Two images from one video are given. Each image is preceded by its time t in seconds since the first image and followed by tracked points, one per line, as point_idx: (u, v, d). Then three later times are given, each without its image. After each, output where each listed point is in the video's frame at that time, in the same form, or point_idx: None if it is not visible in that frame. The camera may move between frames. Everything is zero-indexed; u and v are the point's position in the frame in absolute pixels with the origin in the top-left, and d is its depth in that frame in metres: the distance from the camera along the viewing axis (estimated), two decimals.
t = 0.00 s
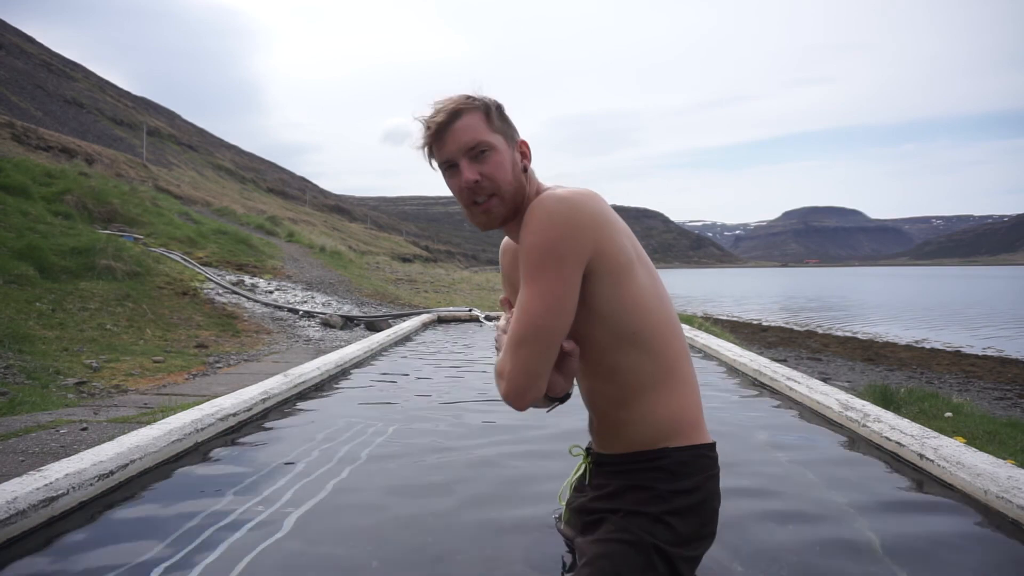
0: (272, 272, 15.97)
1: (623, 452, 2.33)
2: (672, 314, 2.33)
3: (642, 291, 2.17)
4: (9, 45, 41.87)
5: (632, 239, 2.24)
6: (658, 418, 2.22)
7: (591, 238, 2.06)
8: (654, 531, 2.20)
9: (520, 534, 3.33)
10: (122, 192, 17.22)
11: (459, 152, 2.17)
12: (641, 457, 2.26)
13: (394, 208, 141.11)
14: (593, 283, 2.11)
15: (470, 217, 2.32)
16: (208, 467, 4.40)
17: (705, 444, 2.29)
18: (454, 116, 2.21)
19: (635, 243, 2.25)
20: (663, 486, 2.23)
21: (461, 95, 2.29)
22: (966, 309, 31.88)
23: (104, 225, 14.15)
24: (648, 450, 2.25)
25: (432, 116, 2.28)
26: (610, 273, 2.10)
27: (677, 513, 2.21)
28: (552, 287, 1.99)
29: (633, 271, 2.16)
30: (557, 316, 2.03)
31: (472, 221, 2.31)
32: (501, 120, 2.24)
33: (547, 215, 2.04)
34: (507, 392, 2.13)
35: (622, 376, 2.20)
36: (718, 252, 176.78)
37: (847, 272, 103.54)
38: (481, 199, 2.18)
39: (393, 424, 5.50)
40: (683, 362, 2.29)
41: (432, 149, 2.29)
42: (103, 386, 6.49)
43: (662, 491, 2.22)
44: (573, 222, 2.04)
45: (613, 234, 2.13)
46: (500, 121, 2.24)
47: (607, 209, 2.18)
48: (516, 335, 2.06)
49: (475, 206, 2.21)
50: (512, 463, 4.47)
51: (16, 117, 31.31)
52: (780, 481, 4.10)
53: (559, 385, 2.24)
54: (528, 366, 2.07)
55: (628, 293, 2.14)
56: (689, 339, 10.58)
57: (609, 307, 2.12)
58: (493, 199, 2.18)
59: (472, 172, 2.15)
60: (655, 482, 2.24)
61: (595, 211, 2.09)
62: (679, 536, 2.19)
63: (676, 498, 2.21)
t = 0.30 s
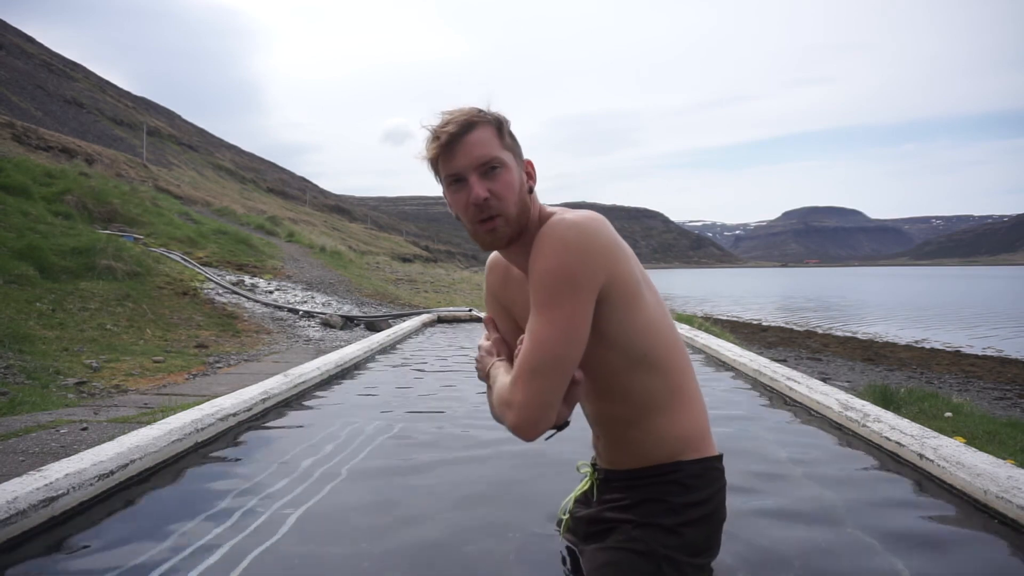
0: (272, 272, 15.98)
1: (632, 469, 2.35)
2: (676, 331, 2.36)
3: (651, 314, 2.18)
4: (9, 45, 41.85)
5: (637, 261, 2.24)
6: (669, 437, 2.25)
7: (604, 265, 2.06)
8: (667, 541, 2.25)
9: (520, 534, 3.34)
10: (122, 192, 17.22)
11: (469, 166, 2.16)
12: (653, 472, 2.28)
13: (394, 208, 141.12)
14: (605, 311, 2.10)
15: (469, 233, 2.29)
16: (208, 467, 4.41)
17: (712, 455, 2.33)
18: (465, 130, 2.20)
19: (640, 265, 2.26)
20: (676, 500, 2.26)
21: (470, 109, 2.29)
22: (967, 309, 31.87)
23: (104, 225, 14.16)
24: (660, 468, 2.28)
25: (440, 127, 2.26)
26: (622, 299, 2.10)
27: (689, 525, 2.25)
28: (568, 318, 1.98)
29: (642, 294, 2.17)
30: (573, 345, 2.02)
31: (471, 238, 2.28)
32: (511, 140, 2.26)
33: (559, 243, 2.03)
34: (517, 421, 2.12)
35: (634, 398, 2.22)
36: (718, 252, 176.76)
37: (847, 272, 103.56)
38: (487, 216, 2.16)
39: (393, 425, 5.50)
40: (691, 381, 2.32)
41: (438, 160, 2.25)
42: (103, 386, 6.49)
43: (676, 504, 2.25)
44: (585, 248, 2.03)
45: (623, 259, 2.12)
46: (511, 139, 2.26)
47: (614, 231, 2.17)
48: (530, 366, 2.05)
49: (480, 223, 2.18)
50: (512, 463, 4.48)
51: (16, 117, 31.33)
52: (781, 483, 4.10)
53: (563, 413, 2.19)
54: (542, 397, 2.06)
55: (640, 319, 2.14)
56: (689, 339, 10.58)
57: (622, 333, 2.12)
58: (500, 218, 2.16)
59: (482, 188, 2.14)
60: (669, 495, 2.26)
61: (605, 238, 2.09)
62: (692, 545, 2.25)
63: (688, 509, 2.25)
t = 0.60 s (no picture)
0: (272, 272, 15.98)
1: (639, 483, 2.35)
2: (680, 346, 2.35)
3: (655, 332, 2.18)
4: (9, 45, 41.86)
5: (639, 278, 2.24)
6: (674, 454, 2.25)
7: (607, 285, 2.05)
8: (675, 552, 2.24)
9: (521, 534, 3.34)
10: (122, 192, 17.22)
11: (472, 181, 2.15)
12: (660, 484, 2.28)
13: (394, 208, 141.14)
14: (609, 330, 2.10)
15: (468, 247, 2.29)
16: (208, 467, 4.40)
17: (718, 468, 2.32)
18: (471, 143, 2.19)
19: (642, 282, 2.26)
20: (685, 512, 2.25)
21: (476, 123, 2.28)
22: (967, 309, 31.87)
23: (104, 225, 14.16)
24: (667, 482, 2.28)
25: (444, 139, 2.25)
26: (626, 318, 2.10)
27: (697, 537, 2.24)
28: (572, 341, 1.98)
29: (646, 313, 2.16)
30: (577, 367, 2.02)
31: (471, 252, 2.28)
32: (516, 156, 2.26)
33: (563, 263, 2.02)
34: (521, 444, 2.12)
35: (638, 415, 2.22)
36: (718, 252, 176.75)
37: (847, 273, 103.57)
38: (489, 232, 2.16)
39: (392, 425, 5.50)
40: (695, 396, 2.32)
41: (441, 173, 2.25)
42: (103, 386, 6.49)
43: (684, 516, 2.24)
44: (589, 268, 2.02)
45: (626, 278, 2.12)
46: (515, 156, 2.25)
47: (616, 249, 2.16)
48: (535, 389, 2.05)
49: (481, 239, 2.18)
50: (512, 464, 4.48)
51: (16, 117, 31.34)
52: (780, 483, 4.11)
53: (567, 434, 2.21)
54: (547, 420, 2.06)
55: (643, 338, 2.14)
56: (689, 339, 10.59)
57: (626, 352, 2.12)
58: (502, 233, 2.16)
59: (484, 204, 2.14)
60: (677, 506, 2.25)
61: (608, 257, 2.08)
62: (700, 557, 2.24)
63: (697, 521, 2.25)
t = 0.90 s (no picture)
0: (272, 272, 15.99)
1: (639, 495, 2.34)
2: (679, 357, 2.34)
3: (652, 345, 2.17)
4: (9, 45, 41.85)
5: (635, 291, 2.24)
6: (674, 465, 2.24)
7: (601, 298, 2.04)
8: (675, 564, 2.24)
9: (521, 534, 3.34)
10: (122, 192, 17.23)
11: (465, 196, 2.15)
12: (662, 496, 2.27)
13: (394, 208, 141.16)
14: (605, 344, 2.09)
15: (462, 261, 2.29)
16: (208, 467, 4.40)
17: (720, 479, 2.32)
18: (464, 159, 2.18)
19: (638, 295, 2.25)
20: (685, 524, 2.24)
21: (471, 137, 2.26)
22: (967, 309, 31.88)
23: (104, 225, 14.17)
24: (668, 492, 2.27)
25: (439, 153, 2.25)
26: (621, 331, 2.09)
27: (697, 548, 2.24)
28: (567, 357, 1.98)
29: (642, 326, 2.16)
30: (571, 382, 2.01)
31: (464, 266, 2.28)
32: (513, 171, 2.24)
33: (556, 278, 2.00)
34: (517, 460, 2.10)
35: (636, 427, 2.21)
36: (718, 252, 176.74)
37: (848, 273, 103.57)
38: (479, 247, 2.16)
39: (392, 425, 5.50)
40: (694, 406, 2.31)
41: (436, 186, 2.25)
42: (103, 386, 6.49)
43: (685, 528, 2.23)
44: (581, 283, 2.01)
45: (621, 291, 2.11)
46: (511, 171, 2.24)
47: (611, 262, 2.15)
48: (529, 404, 2.04)
49: (472, 254, 2.18)
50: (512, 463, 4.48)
51: (16, 116, 31.34)
52: (782, 483, 4.10)
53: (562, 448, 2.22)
54: (542, 435, 2.05)
55: (639, 351, 2.13)
56: (689, 339, 10.60)
57: (622, 366, 2.12)
58: (492, 249, 2.16)
59: (473, 220, 2.14)
60: (676, 518, 2.25)
61: (603, 270, 2.08)
62: (700, 569, 2.24)
63: (697, 533, 2.24)
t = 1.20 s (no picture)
0: (272, 272, 15.99)
1: (638, 507, 2.30)
2: (677, 369, 2.31)
3: (645, 358, 2.14)
4: (9, 45, 41.87)
5: (629, 304, 2.21)
6: (669, 478, 2.20)
7: (590, 313, 2.02)
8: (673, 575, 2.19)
9: (521, 535, 3.34)
10: (122, 192, 17.23)
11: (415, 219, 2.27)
12: (660, 506, 2.23)
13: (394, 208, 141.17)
14: (594, 358, 2.06)
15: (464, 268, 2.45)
16: (208, 467, 4.40)
17: (719, 490, 2.27)
18: (426, 179, 2.23)
19: (632, 308, 2.22)
20: (680, 533, 2.20)
21: (441, 158, 2.25)
22: (967, 309, 31.90)
23: (104, 225, 14.17)
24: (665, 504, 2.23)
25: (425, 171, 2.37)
26: (611, 345, 2.06)
27: (694, 558, 2.19)
28: (548, 373, 1.96)
29: (635, 339, 2.13)
30: (555, 398, 1.99)
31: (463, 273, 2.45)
32: (464, 191, 2.12)
33: (540, 294, 1.99)
34: (502, 475, 2.09)
35: (629, 440, 2.18)
36: (718, 252, 176.74)
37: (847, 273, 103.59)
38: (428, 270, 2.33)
39: (392, 425, 5.50)
40: (692, 420, 2.26)
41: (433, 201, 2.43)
42: (103, 386, 6.49)
43: (681, 537, 2.19)
44: (567, 296, 1.99)
45: (612, 305, 2.08)
46: (456, 194, 2.14)
47: (602, 277, 2.13)
48: (514, 419, 2.02)
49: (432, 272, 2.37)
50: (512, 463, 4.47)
51: (16, 117, 31.35)
52: (781, 483, 4.10)
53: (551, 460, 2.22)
54: (526, 450, 2.03)
55: (630, 365, 2.10)
56: (689, 339, 10.60)
57: (612, 379, 2.09)
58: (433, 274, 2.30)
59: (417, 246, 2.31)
60: (672, 528, 2.21)
61: (592, 285, 2.06)
62: None
63: (694, 543, 2.19)
